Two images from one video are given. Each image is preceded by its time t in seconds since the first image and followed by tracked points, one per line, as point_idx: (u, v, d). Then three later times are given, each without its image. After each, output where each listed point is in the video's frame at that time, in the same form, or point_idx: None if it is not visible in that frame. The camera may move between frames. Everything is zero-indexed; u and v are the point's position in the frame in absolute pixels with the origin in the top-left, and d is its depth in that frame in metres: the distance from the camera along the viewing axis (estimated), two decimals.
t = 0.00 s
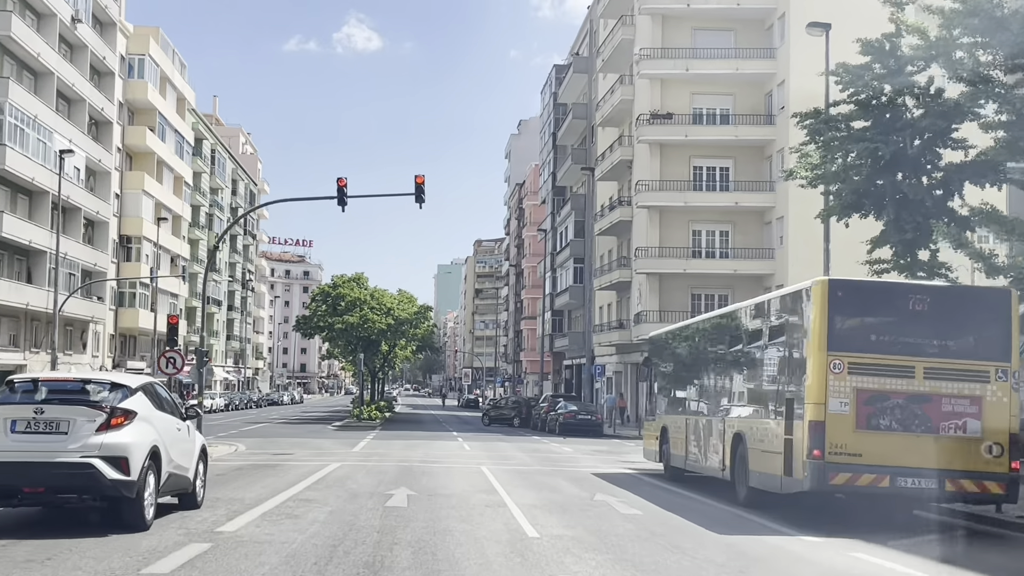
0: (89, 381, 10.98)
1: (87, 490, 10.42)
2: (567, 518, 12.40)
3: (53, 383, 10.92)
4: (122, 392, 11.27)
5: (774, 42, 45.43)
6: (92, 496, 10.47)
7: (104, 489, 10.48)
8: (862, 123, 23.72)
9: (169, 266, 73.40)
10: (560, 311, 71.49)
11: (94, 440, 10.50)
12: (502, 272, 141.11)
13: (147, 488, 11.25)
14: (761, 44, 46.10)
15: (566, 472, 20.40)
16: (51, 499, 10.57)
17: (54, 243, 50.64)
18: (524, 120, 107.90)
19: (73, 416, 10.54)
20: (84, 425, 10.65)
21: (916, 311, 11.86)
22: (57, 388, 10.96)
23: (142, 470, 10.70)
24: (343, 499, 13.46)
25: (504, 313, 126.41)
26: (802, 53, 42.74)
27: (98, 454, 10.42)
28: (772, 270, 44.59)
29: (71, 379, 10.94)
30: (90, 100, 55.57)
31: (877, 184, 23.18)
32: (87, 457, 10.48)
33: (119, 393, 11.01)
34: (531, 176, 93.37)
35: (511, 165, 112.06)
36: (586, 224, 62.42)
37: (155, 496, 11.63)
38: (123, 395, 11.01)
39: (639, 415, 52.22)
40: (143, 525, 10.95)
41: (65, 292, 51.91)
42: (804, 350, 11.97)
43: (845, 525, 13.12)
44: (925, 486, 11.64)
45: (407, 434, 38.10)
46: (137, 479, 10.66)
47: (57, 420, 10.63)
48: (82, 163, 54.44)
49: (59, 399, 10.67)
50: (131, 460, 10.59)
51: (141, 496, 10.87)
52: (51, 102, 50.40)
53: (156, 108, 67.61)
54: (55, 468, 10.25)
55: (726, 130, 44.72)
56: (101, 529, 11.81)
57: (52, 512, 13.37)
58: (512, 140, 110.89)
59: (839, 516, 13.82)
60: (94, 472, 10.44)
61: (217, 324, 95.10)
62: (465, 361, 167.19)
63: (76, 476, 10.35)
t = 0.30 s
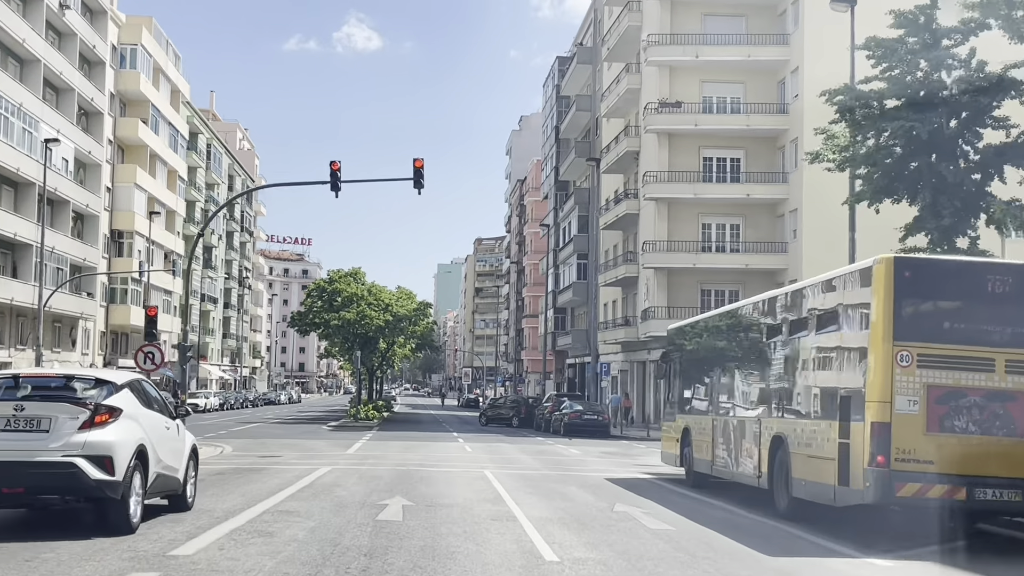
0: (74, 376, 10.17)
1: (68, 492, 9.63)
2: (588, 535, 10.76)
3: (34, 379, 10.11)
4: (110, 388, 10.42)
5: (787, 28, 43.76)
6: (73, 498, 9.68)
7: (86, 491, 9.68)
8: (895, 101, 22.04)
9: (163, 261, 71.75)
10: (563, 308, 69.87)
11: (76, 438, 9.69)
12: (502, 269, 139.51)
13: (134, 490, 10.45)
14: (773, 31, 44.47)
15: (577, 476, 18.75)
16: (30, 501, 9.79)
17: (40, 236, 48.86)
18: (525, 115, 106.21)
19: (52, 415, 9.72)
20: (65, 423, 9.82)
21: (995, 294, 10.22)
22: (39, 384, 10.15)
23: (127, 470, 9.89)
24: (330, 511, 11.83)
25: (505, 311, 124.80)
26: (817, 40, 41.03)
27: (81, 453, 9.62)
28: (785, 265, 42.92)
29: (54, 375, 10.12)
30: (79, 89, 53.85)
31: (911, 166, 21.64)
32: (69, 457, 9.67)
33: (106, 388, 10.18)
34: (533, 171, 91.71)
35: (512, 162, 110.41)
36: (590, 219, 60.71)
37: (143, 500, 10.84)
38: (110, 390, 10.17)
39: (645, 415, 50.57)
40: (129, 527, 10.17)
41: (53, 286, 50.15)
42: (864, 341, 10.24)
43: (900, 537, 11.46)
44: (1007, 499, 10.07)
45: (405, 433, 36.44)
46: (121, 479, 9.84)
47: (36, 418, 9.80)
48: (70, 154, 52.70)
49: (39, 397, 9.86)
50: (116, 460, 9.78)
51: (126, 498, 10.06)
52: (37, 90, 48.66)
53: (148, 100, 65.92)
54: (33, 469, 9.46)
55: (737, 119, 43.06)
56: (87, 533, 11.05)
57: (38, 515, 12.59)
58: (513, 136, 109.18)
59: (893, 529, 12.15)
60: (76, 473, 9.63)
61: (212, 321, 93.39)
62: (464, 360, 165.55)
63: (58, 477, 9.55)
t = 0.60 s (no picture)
0: (57, 373, 9.61)
1: (52, 495, 9.02)
2: (614, 554, 9.19)
3: (15, 375, 9.53)
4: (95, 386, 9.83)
5: (802, 13, 42.20)
6: (57, 502, 9.08)
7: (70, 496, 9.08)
8: (933, 78, 20.50)
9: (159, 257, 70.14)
10: (566, 304, 68.28)
11: (59, 439, 9.09)
12: (503, 267, 137.90)
13: (122, 493, 9.89)
14: (787, 15, 42.93)
15: (591, 481, 17.18)
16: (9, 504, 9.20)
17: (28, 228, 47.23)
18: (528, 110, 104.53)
19: (33, 413, 9.12)
20: (47, 423, 9.21)
21: None
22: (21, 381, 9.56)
23: (113, 472, 9.28)
24: (317, 524, 10.29)
25: (507, 309, 123.30)
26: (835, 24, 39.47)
27: (64, 455, 9.02)
28: (800, 258, 41.32)
29: (37, 371, 9.54)
30: (70, 77, 52.26)
31: (949, 148, 20.03)
32: (50, 459, 9.07)
33: (91, 386, 9.60)
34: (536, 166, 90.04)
35: (515, 157, 108.69)
36: (595, 213, 59.06)
37: (131, 503, 10.26)
38: (95, 388, 9.58)
39: (652, 413, 48.97)
40: (116, 533, 9.58)
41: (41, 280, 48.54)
42: (945, 333, 8.66)
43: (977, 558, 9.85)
44: None
45: (403, 433, 34.93)
46: (107, 483, 9.21)
47: (14, 418, 9.19)
48: (59, 144, 51.10)
49: (18, 395, 9.26)
50: (102, 461, 9.17)
51: (112, 500, 9.45)
52: (25, 78, 47.10)
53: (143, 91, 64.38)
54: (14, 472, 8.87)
55: (749, 107, 41.56)
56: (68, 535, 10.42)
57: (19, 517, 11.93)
58: (516, 131, 107.48)
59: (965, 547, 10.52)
60: (59, 475, 9.02)
61: (210, 318, 91.80)
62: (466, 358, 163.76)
63: (40, 480, 8.97)
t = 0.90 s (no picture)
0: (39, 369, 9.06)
1: (30, 498, 8.46)
2: None
3: None
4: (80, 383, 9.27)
5: None
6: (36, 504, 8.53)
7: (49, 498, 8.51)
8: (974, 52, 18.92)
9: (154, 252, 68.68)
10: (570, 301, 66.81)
11: (38, 438, 8.54)
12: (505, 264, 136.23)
13: (107, 493, 9.28)
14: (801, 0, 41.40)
15: (607, 487, 15.69)
16: None
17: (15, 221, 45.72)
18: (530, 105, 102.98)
19: (11, 410, 8.57)
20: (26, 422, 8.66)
21: None
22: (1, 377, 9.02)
23: (97, 474, 8.72)
24: (292, 545, 8.74)
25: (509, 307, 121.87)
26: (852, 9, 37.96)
27: (43, 455, 8.47)
28: (815, 252, 39.79)
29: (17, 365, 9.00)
30: (60, 66, 50.77)
31: (990, 127, 18.45)
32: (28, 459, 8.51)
33: (75, 382, 9.05)
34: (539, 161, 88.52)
35: (517, 153, 107.08)
36: (601, 206, 57.52)
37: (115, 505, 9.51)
38: (79, 384, 9.02)
39: (660, 413, 47.42)
40: (100, 537, 9.02)
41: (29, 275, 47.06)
42: (996, 324, 7.87)
43: None
44: None
45: (402, 433, 33.46)
46: (90, 485, 8.66)
47: None
48: (49, 134, 49.59)
49: None
50: (85, 462, 8.62)
51: (96, 504, 8.89)
52: (13, 66, 45.59)
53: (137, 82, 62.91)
54: None
55: (762, 95, 40.07)
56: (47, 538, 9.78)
57: None
58: (518, 126, 105.91)
59: None
60: (38, 477, 8.46)
61: (207, 315, 90.41)
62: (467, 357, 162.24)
63: (18, 481, 8.42)
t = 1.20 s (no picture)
0: (16, 366, 8.58)
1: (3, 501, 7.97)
2: None
3: None
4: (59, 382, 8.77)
5: None
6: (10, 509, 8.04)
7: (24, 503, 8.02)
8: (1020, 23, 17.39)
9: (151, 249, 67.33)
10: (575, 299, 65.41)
11: (12, 439, 8.05)
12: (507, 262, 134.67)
13: (89, 498, 8.78)
14: None
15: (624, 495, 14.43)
16: None
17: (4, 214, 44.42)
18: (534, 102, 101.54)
19: None
20: None
21: None
22: None
23: (77, 477, 8.24)
24: (265, 570, 7.34)
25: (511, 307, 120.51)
26: None
27: (18, 457, 7.98)
28: (830, 248, 38.37)
29: None
30: (51, 56, 49.47)
31: None
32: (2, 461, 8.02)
33: (55, 381, 8.57)
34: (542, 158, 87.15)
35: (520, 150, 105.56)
36: (606, 202, 56.18)
37: (98, 510, 8.94)
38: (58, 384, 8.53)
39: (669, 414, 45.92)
40: (80, 545, 8.53)
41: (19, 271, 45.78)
42: (1008, 321, 7.70)
43: None
44: None
45: (402, 434, 32.07)
46: (69, 489, 8.17)
47: None
48: (40, 126, 48.29)
49: None
50: (63, 465, 8.14)
51: (76, 509, 8.39)
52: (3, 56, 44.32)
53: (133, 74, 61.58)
54: None
55: (776, 84, 38.61)
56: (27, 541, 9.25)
57: None
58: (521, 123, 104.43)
59: None
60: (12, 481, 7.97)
61: (206, 314, 89.27)
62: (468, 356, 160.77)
63: None
